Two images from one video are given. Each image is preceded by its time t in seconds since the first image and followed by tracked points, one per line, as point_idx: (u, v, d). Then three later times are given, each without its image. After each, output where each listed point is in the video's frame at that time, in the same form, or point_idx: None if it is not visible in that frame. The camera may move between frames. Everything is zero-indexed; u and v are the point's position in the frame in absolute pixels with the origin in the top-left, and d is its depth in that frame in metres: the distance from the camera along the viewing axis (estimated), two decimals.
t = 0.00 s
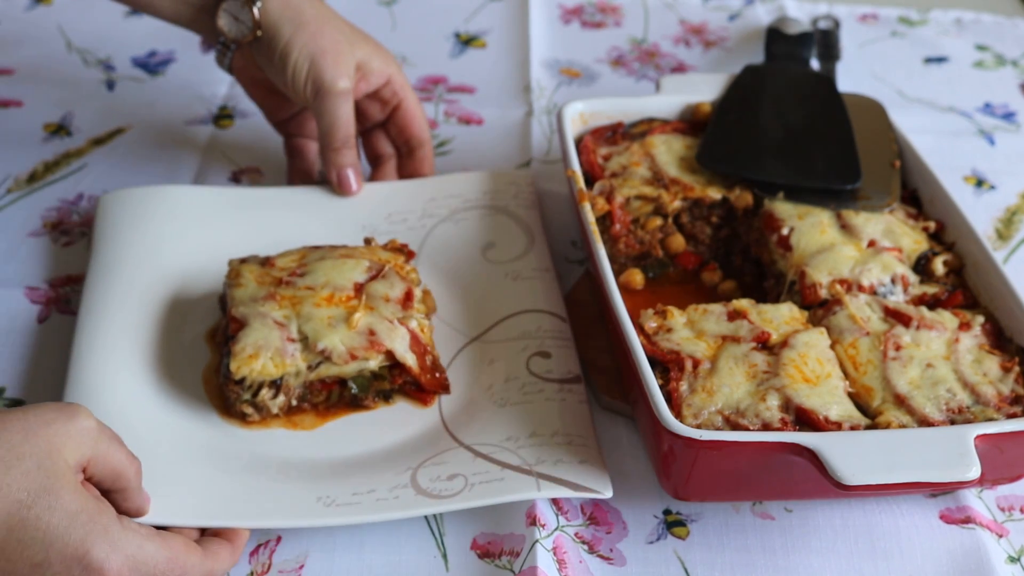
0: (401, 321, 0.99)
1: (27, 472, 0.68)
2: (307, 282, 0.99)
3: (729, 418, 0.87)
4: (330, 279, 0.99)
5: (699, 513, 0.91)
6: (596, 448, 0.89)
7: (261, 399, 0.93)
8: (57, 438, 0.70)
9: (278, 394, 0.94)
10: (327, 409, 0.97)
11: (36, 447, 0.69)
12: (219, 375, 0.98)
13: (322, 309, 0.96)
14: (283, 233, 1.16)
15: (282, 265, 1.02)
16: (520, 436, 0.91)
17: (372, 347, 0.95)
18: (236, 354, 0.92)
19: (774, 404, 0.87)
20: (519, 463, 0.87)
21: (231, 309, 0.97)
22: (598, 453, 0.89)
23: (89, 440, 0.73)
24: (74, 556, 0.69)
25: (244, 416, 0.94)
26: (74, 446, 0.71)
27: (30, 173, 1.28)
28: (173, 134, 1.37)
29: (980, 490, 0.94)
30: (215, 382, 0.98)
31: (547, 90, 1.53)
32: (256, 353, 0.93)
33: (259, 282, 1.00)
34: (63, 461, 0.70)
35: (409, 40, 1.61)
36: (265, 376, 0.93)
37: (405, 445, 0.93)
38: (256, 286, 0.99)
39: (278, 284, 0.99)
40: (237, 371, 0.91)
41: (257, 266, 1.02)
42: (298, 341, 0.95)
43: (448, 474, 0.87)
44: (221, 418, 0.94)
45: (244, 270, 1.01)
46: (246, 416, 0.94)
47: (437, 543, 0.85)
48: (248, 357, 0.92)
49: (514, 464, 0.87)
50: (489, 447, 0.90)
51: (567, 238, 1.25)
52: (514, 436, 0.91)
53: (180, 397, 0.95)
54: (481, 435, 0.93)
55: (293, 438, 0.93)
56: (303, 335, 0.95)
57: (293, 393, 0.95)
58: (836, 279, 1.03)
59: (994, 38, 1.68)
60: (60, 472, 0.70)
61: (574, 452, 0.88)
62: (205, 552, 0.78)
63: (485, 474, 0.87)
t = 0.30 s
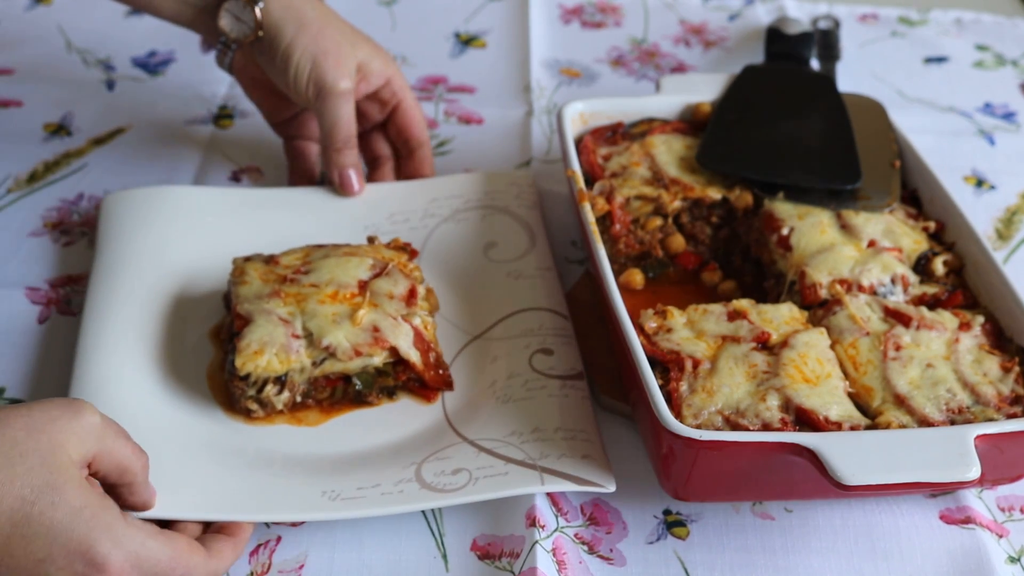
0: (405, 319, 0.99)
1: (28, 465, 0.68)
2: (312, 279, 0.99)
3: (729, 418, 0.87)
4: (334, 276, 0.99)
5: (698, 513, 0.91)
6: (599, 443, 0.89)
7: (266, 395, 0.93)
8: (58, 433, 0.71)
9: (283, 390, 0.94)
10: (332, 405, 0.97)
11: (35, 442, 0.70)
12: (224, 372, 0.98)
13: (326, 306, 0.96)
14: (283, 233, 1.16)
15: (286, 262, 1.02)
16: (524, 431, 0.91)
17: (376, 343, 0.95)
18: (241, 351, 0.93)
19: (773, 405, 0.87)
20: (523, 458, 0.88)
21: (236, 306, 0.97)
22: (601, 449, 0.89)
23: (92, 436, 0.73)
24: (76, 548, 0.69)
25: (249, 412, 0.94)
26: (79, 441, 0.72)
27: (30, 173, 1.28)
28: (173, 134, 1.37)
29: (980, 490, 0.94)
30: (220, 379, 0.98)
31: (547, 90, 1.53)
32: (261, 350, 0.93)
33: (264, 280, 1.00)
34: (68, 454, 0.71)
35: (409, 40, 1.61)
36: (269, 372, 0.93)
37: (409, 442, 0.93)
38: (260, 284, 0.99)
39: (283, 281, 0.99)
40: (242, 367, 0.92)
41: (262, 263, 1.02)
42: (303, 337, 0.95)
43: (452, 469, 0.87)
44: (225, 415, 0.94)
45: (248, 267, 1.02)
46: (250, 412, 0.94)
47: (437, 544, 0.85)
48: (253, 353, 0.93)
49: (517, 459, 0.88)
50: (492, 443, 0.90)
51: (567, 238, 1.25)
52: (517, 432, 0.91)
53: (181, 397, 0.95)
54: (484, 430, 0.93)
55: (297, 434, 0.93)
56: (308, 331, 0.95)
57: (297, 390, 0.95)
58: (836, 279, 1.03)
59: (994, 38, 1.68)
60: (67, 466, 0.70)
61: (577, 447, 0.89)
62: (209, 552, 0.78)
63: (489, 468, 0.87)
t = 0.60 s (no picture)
0: (405, 319, 0.99)
1: None
2: (312, 279, 0.99)
3: (729, 418, 0.87)
4: (334, 276, 0.99)
5: (699, 513, 0.91)
6: (599, 443, 0.89)
7: (266, 395, 0.93)
8: (43, 449, 0.65)
9: (283, 390, 0.94)
10: (332, 405, 0.97)
11: None
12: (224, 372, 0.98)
13: (326, 306, 0.96)
14: (283, 233, 1.16)
15: (286, 262, 1.02)
16: (524, 431, 0.91)
17: (376, 344, 0.95)
18: (241, 351, 0.93)
19: (773, 405, 0.87)
20: (522, 458, 0.88)
21: (236, 306, 0.97)
22: (601, 449, 0.89)
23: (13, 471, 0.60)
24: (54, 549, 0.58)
25: (249, 412, 0.94)
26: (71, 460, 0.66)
27: (30, 173, 1.28)
28: (173, 134, 1.37)
29: (980, 490, 0.94)
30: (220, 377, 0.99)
31: (547, 90, 1.53)
32: (261, 350, 0.93)
33: (264, 279, 1.00)
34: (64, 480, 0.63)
35: (409, 40, 1.61)
36: (269, 372, 0.93)
37: (409, 442, 0.93)
38: (261, 284, 0.99)
39: (283, 281, 0.99)
40: (242, 367, 0.92)
41: (262, 263, 1.02)
42: (303, 337, 0.95)
43: (452, 469, 0.87)
44: (225, 415, 0.94)
45: (248, 267, 1.02)
46: (250, 412, 0.94)
47: (437, 544, 0.85)
48: (253, 353, 0.93)
49: (516, 459, 0.88)
50: (492, 443, 0.90)
51: (567, 238, 1.25)
52: (517, 432, 0.91)
53: (181, 397, 0.95)
54: (484, 430, 0.93)
55: (298, 434, 0.93)
56: (308, 331, 0.95)
57: (297, 389, 0.95)
58: (836, 279, 1.03)
59: (994, 38, 1.68)
60: (65, 473, 0.63)
61: (577, 447, 0.89)
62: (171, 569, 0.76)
63: (489, 468, 0.87)
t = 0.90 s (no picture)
0: (405, 319, 0.99)
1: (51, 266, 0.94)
2: (311, 279, 0.99)
3: (729, 418, 0.87)
4: (334, 277, 0.99)
5: (699, 513, 0.91)
6: (599, 444, 0.89)
7: (266, 395, 0.93)
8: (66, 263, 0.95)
9: (282, 390, 0.94)
10: (331, 406, 0.97)
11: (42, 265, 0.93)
12: (223, 373, 0.98)
13: (326, 306, 0.96)
14: (283, 232, 1.16)
15: (286, 262, 1.02)
16: (524, 431, 0.91)
17: (376, 344, 0.95)
18: (241, 351, 0.93)
19: (774, 405, 0.87)
20: (522, 458, 0.88)
21: (236, 306, 0.98)
22: (601, 449, 0.89)
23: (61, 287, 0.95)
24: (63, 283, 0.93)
25: (249, 412, 0.94)
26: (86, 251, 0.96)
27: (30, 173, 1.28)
28: (172, 134, 1.37)
29: (980, 491, 0.94)
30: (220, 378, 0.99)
31: (547, 90, 1.53)
32: (260, 350, 0.93)
33: (263, 280, 1.00)
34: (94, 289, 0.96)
35: (409, 40, 1.61)
36: (269, 371, 0.93)
37: (409, 443, 0.93)
38: (260, 284, 0.99)
39: (283, 282, 0.99)
40: (241, 367, 0.92)
41: (261, 263, 1.02)
42: (303, 337, 0.95)
43: (452, 469, 0.87)
44: (225, 415, 0.94)
45: (248, 267, 1.02)
46: (250, 412, 0.94)
47: (437, 544, 0.85)
48: (253, 353, 0.93)
49: (516, 459, 0.88)
50: (493, 443, 0.90)
51: (568, 238, 1.25)
52: (518, 432, 0.91)
53: (181, 396, 0.95)
54: (485, 431, 0.93)
55: (297, 434, 0.93)
56: (308, 331, 0.95)
57: (297, 390, 0.95)
58: (836, 279, 1.03)
59: (995, 38, 1.68)
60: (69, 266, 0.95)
61: (577, 447, 0.89)
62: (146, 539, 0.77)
63: (489, 468, 0.87)
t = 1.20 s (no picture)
0: (405, 319, 0.99)
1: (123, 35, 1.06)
2: (311, 279, 0.98)
3: (729, 418, 0.86)
4: (334, 276, 0.98)
5: (699, 513, 0.90)
6: (600, 444, 0.89)
7: (265, 395, 0.93)
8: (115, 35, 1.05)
9: (282, 390, 0.94)
10: (331, 406, 0.97)
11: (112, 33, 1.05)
12: (223, 373, 0.98)
13: (325, 306, 0.96)
14: (282, 232, 1.16)
15: (286, 262, 1.02)
16: (524, 432, 0.91)
17: (376, 344, 0.95)
18: (241, 351, 0.92)
19: (774, 405, 0.86)
20: (522, 458, 0.87)
21: (235, 306, 0.97)
22: (601, 449, 0.89)
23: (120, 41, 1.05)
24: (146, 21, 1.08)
25: (248, 412, 0.94)
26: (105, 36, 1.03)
27: (29, 173, 1.28)
28: (172, 134, 1.37)
29: (982, 491, 0.94)
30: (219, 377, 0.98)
31: (547, 90, 1.52)
32: (260, 350, 0.93)
33: (263, 280, 0.99)
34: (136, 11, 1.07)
35: (408, 40, 1.60)
36: (269, 371, 0.93)
37: (408, 443, 0.93)
38: (260, 284, 0.99)
39: (282, 281, 0.99)
40: (241, 367, 0.91)
41: (261, 263, 1.02)
42: (302, 337, 0.95)
43: (452, 470, 0.87)
44: (224, 415, 0.94)
45: (248, 267, 1.01)
46: (249, 412, 0.93)
47: (437, 545, 0.85)
48: (253, 353, 0.92)
49: (516, 459, 0.87)
50: (493, 443, 0.90)
51: (568, 238, 1.25)
52: (518, 432, 0.91)
53: (180, 395, 0.95)
54: (484, 431, 0.92)
55: (297, 434, 0.93)
56: (307, 331, 0.95)
57: (296, 390, 0.95)
58: (836, 279, 1.03)
59: (996, 38, 1.68)
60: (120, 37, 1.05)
61: (577, 448, 0.88)
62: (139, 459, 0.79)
63: (489, 469, 0.86)
